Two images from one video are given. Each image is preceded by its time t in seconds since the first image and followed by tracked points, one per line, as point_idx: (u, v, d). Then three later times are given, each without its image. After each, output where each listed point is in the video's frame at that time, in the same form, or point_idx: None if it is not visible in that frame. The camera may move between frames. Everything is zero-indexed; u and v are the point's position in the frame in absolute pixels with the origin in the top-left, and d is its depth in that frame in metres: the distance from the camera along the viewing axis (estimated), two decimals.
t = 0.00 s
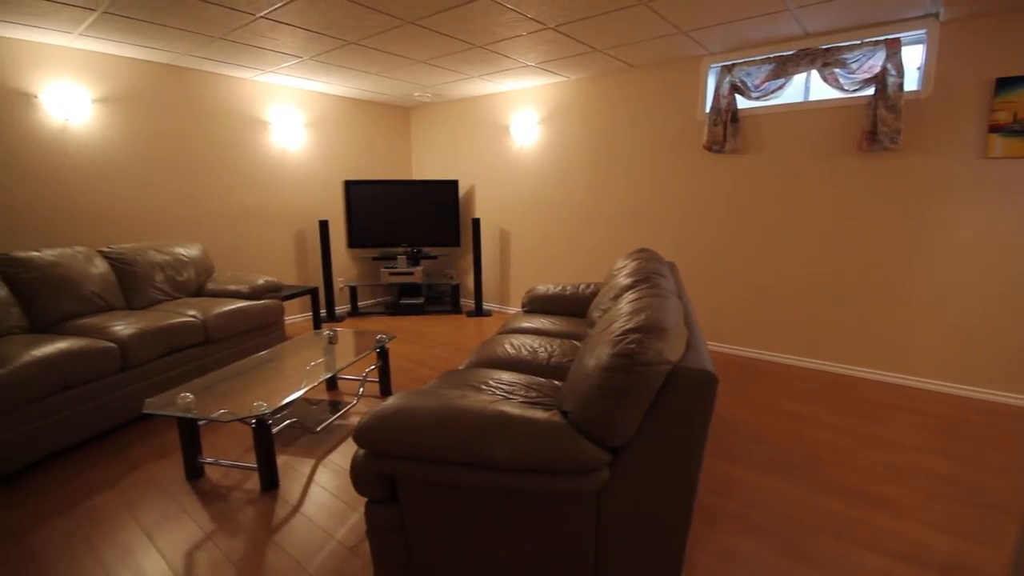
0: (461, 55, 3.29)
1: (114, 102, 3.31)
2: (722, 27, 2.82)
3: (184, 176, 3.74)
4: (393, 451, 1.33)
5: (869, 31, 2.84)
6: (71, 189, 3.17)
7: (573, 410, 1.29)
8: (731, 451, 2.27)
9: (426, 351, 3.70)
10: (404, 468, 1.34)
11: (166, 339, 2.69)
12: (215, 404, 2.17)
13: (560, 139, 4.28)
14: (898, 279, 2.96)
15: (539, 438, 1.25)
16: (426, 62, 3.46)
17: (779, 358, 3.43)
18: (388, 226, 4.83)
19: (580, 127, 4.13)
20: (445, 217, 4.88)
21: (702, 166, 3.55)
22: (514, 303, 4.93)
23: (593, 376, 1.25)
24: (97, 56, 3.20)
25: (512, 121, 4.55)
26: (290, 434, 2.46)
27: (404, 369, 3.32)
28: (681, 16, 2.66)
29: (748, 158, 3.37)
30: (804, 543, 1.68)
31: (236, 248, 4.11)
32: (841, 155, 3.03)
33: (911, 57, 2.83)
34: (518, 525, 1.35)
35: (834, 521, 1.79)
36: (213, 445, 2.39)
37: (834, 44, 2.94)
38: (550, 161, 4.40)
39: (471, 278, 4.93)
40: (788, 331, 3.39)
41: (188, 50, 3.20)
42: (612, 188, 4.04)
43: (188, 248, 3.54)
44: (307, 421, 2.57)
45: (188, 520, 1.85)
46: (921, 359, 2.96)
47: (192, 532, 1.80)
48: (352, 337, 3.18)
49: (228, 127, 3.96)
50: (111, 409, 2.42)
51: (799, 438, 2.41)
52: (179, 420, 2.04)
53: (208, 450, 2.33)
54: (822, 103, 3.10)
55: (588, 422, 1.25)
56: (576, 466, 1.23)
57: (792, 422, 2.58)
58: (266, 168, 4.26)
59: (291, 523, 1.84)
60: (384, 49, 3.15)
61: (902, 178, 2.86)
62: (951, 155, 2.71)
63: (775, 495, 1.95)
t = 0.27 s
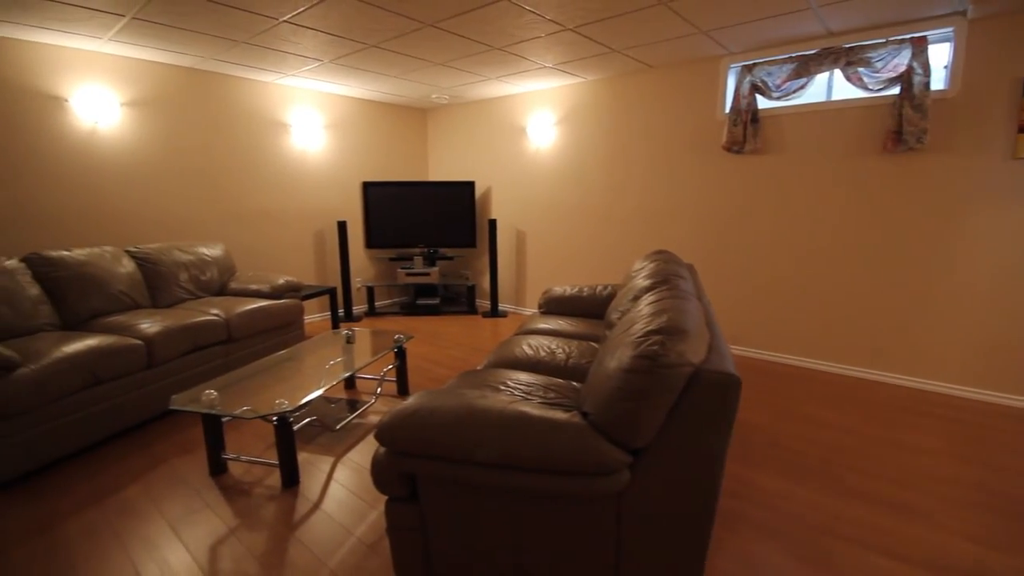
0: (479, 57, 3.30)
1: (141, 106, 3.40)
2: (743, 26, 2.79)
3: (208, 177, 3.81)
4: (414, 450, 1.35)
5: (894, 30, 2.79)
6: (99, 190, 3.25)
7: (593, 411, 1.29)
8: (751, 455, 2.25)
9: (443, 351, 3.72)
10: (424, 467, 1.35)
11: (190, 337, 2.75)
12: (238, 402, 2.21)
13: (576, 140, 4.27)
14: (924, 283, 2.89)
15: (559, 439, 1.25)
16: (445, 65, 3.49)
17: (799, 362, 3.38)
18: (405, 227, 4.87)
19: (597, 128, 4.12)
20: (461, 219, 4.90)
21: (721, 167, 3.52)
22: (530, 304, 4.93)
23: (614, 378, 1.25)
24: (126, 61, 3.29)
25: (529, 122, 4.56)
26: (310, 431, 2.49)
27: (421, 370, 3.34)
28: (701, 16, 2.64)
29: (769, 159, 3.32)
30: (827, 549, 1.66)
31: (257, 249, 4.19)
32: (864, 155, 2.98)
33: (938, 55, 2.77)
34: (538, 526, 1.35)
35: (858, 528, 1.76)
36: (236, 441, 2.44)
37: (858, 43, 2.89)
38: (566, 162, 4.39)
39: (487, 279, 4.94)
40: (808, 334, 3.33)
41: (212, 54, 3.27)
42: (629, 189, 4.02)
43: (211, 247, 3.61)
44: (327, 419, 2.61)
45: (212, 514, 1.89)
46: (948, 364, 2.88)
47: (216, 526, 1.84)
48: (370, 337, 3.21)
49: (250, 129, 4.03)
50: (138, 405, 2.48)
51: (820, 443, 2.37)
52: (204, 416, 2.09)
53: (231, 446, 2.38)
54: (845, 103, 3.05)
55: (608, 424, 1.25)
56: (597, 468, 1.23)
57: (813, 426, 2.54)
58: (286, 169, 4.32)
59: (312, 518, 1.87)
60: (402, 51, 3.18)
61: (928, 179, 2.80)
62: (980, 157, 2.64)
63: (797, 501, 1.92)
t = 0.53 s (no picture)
0: (496, 60, 3.33)
1: (166, 110, 3.48)
2: (762, 27, 2.77)
3: (229, 180, 3.89)
4: (434, 451, 1.36)
5: (919, 30, 2.74)
6: (125, 193, 3.34)
7: (613, 414, 1.29)
8: (771, 461, 2.22)
9: (459, 353, 3.73)
10: (443, 467, 1.36)
11: (212, 336, 2.80)
12: (259, 401, 2.25)
13: (592, 143, 4.27)
14: (949, 287, 2.83)
15: (579, 441, 1.25)
16: (461, 68, 3.51)
17: (819, 367, 3.32)
18: (421, 229, 4.90)
19: (614, 130, 4.11)
20: (477, 220, 4.92)
21: (739, 169, 3.48)
22: (545, 307, 4.92)
23: (635, 380, 1.25)
24: (152, 67, 3.37)
25: (544, 125, 4.56)
26: (328, 431, 2.52)
27: (437, 371, 3.36)
28: (720, 18, 2.63)
29: (788, 161, 3.28)
30: (849, 557, 1.63)
31: (276, 250, 4.25)
32: (886, 157, 2.93)
33: (964, 56, 2.72)
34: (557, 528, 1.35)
35: (880, 536, 1.73)
36: (256, 440, 2.48)
37: (881, 43, 2.85)
38: (582, 165, 4.38)
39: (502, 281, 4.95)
40: (828, 338, 3.28)
41: (234, 60, 3.33)
42: (645, 192, 4.00)
43: (233, 249, 3.68)
44: (344, 419, 2.64)
45: (233, 511, 1.93)
46: (973, 371, 2.82)
47: (237, 522, 1.87)
48: (387, 338, 3.24)
49: (271, 133, 4.10)
50: (161, 402, 2.54)
51: (842, 449, 2.33)
52: (225, 415, 2.13)
53: (251, 444, 2.41)
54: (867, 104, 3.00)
55: (628, 427, 1.24)
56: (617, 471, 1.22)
57: (834, 432, 2.50)
58: (305, 172, 4.39)
59: (330, 517, 1.89)
60: (420, 55, 3.21)
61: (953, 182, 2.74)
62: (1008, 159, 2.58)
63: (818, 508, 1.89)
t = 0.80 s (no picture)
0: (511, 63, 3.34)
1: (187, 114, 3.55)
2: (780, 28, 2.75)
3: (247, 182, 3.95)
4: (452, 451, 1.36)
5: (940, 30, 2.70)
6: (146, 195, 3.40)
7: (631, 417, 1.28)
8: (788, 466, 2.19)
9: (472, 355, 3.74)
10: (461, 469, 1.36)
11: (231, 336, 2.84)
12: (277, 400, 2.28)
13: (606, 145, 4.26)
14: (970, 292, 2.78)
15: (597, 443, 1.24)
16: (476, 71, 3.53)
17: (837, 372, 3.28)
18: (435, 231, 4.93)
19: (628, 132, 4.10)
20: (490, 223, 4.93)
21: (755, 171, 3.45)
22: (558, 310, 4.92)
23: (654, 383, 1.24)
24: (174, 72, 3.45)
25: (558, 128, 4.57)
26: (344, 431, 2.55)
27: (451, 373, 3.37)
28: (737, 19, 2.61)
29: (805, 164, 3.25)
30: (869, 565, 1.60)
31: (293, 251, 4.31)
32: (906, 159, 2.88)
33: (987, 56, 2.67)
34: (573, 531, 1.35)
35: (901, 545, 1.70)
36: (273, 439, 2.51)
37: (901, 44, 2.81)
38: (596, 167, 4.38)
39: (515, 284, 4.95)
40: (846, 343, 3.23)
41: (253, 65, 3.39)
42: (659, 194, 3.99)
43: (250, 250, 3.73)
44: (360, 419, 2.66)
45: (251, 509, 1.95)
46: (997, 377, 2.75)
47: (255, 519, 1.89)
48: (401, 340, 3.26)
49: (288, 136, 4.16)
50: (181, 401, 2.58)
51: (861, 454, 2.29)
52: (244, 414, 2.16)
53: (269, 443, 2.44)
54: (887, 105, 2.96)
55: (647, 430, 1.23)
56: (634, 476, 1.22)
57: (853, 437, 2.46)
58: (322, 175, 4.44)
59: (346, 516, 1.91)
60: (435, 59, 3.23)
61: (975, 184, 2.69)
62: None
63: (838, 514, 1.86)
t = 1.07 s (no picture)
0: (528, 64, 3.35)
1: (210, 117, 3.62)
2: (802, 27, 2.71)
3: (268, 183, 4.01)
4: (472, 450, 1.37)
5: (968, 28, 2.65)
6: (171, 196, 3.48)
7: (653, 419, 1.28)
8: (809, 471, 2.16)
9: (488, 355, 3.75)
10: (481, 468, 1.37)
11: (252, 335, 2.89)
12: (298, 398, 2.32)
13: (623, 146, 4.25)
14: (999, 295, 2.71)
15: (619, 445, 1.24)
16: (494, 72, 3.54)
17: (859, 376, 3.22)
18: (451, 231, 4.95)
19: (645, 133, 4.08)
20: (506, 224, 4.94)
21: (775, 172, 3.41)
22: (573, 311, 4.90)
23: (676, 385, 1.23)
24: (198, 77, 3.52)
25: (574, 128, 4.56)
26: (362, 430, 2.57)
27: (467, 373, 3.38)
28: (757, 18, 2.58)
29: (826, 164, 3.20)
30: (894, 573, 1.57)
31: (311, 251, 4.36)
32: (932, 160, 2.82)
33: (1016, 54, 2.62)
34: (593, 531, 1.35)
35: (928, 553, 1.66)
36: (293, 436, 2.54)
37: (927, 41, 2.75)
38: (613, 168, 4.36)
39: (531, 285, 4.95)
40: (868, 346, 3.17)
41: (275, 68, 3.45)
42: (677, 195, 3.96)
43: (271, 250, 3.79)
44: (378, 418, 2.69)
45: (272, 504, 1.99)
46: None
47: (276, 515, 1.92)
48: (418, 340, 3.28)
49: (308, 138, 4.22)
50: (204, 398, 2.63)
51: (885, 460, 2.25)
52: (266, 411, 2.20)
53: (289, 440, 2.48)
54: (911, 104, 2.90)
55: (669, 432, 1.23)
56: (656, 478, 1.21)
57: (877, 442, 2.41)
58: (340, 176, 4.50)
59: (365, 513, 1.93)
60: (453, 60, 3.25)
61: (1004, 184, 2.62)
62: None
63: (862, 521, 1.83)
